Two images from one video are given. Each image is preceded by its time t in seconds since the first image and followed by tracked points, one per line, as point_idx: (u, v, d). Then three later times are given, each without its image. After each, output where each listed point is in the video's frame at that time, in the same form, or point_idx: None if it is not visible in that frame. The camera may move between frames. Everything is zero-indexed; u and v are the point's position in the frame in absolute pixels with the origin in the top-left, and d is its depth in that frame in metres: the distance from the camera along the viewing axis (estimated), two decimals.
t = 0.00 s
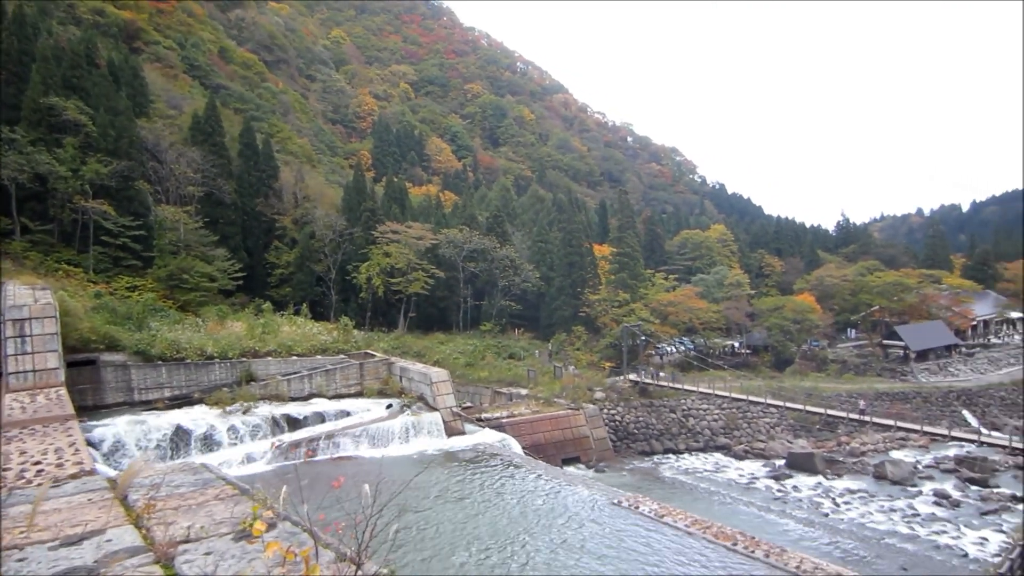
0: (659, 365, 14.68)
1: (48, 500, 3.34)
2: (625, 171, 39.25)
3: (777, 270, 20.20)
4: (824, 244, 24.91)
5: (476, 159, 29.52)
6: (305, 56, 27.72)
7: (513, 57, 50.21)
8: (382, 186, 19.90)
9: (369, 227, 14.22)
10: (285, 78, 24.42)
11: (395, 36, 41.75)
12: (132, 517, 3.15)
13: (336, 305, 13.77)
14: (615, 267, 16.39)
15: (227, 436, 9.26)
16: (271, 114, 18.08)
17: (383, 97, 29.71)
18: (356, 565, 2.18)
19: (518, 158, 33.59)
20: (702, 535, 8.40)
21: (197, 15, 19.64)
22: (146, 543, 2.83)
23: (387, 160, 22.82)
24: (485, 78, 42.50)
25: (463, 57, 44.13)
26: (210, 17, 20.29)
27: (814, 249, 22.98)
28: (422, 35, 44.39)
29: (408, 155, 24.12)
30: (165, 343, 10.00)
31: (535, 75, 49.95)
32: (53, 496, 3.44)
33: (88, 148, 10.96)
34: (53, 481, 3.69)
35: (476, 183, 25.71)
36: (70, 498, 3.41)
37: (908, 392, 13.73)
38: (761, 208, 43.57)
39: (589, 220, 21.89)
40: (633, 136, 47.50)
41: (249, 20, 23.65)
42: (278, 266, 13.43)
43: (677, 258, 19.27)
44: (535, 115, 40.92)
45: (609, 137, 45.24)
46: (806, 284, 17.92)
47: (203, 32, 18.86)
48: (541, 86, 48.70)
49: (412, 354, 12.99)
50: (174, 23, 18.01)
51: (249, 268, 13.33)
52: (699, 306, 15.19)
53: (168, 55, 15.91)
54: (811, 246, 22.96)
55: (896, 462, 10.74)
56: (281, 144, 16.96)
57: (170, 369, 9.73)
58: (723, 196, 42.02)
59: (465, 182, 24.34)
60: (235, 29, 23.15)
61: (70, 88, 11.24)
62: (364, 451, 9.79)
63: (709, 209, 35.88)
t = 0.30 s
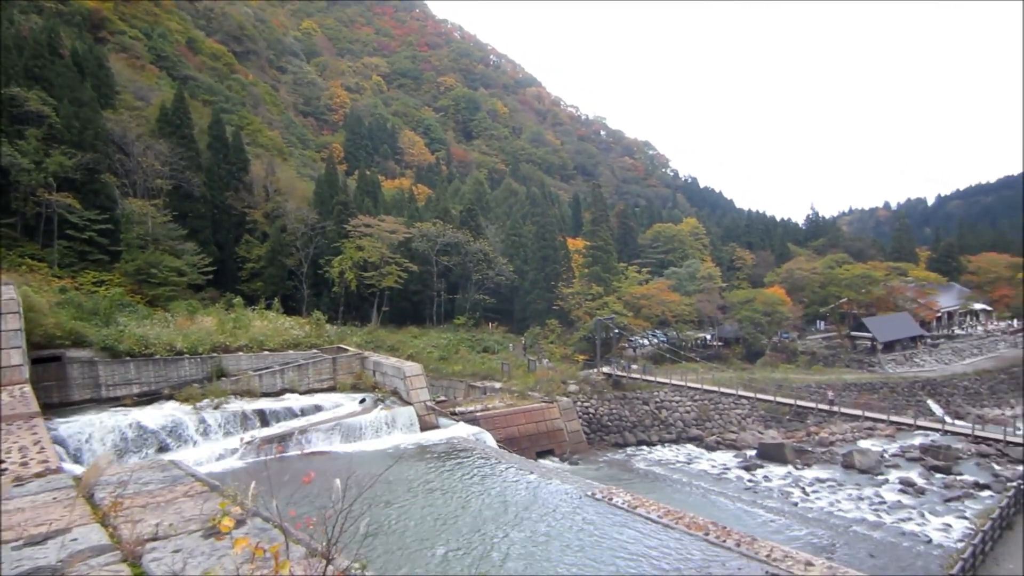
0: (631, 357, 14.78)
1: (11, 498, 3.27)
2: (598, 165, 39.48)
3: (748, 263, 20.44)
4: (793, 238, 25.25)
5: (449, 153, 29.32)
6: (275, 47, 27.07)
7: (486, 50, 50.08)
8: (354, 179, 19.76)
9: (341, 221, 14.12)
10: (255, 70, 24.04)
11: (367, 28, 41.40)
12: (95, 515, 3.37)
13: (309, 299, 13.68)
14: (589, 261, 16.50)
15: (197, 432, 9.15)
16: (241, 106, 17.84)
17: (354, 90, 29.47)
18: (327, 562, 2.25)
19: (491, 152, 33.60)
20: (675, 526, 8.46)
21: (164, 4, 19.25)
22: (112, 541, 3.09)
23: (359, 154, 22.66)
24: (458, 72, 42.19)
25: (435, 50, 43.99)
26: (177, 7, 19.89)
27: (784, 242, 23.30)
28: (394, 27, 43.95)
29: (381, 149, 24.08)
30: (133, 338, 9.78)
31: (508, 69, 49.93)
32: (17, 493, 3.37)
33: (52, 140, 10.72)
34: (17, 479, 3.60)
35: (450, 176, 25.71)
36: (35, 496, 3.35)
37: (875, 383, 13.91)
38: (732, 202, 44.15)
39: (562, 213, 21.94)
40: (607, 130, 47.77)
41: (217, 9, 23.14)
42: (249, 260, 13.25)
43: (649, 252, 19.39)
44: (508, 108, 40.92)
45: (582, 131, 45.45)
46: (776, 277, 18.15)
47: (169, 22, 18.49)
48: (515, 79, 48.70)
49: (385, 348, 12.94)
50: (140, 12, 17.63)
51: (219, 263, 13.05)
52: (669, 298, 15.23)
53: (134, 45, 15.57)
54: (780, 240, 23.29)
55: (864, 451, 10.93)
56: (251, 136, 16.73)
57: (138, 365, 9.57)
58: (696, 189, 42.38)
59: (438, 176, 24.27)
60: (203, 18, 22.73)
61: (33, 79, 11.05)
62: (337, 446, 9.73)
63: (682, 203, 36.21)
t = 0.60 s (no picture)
0: (609, 351, 14.84)
1: None
2: (576, 158, 39.60)
3: (725, 256, 20.57)
4: (769, 231, 25.47)
5: (426, 147, 29.21)
6: (250, 40, 26.78)
7: (463, 44, 49.90)
8: (331, 173, 19.65)
9: (318, 216, 14.02)
10: (229, 63, 23.70)
11: (343, 21, 41.10)
12: (70, 517, 4.07)
13: (285, 295, 13.61)
14: (567, 255, 16.56)
15: (173, 429, 9.05)
16: (215, 100, 17.62)
17: (330, 83, 29.28)
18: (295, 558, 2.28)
19: (468, 146, 33.62)
20: (652, 518, 8.50)
21: None
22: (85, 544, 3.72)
23: (335, 148, 22.51)
24: (434, 66, 42.11)
25: (412, 44, 43.86)
26: None
27: (759, 236, 23.50)
28: (370, 21, 43.71)
29: (358, 143, 23.94)
30: (107, 336, 9.62)
31: (486, 63, 49.84)
32: None
33: (20, 134, 10.50)
34: None
35: (428, 171, 25.68)
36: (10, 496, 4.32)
37: (850, 373, 13.93)
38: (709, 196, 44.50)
39: (539, 208, 21.94)
40: (584, 123, 47.84)
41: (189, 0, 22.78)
42: (225, 255, 13.15)
43: (627, 246, 19.47)
44: (486, 102, 40.90)
45: (560, 125, 45.51)
46: (753, 270, 18.29)
47: (141, 14, 18.20)
48: (492, 73, 48.65)
49: (363, 343, 12.90)
50: (110, 3, 17.34)
51: (194, 258, 12.94)
52: (645, 291, 15.27)
53: (104, 37, 15.30)
54: (757, 233, 23.49)
55: (838, 442, 11.06)
56: (226, 131, 16.56)
57: (112, 363, 9.43)
58: (674, 183, 42.56)
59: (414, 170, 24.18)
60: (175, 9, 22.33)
61: None
62: (315, 442, 9.69)
63: (660, 196, 36.38)
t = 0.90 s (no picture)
0: (589, 345, 14.89)
1: None
2: (555, 153, 39.71)
3: (704, 251, 20.70)
4: (748, 226, 25.67)
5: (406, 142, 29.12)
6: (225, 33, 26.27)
7: (443, 38, 49.69)
8: (309, 168, 19.53)
9: (297, 211, 13.95)
10: (205, 56, 23.37)
11: (320, 14, 40.76)
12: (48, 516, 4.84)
13: (264, 291, 13.52)
14: (547, 249, 16.59)
15: (149, 427, 8.96)
16: (191, 93, 17.43)
17: (308, 77, 29.06)
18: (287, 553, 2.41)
19: (448, 140, 33.60)
20: (632, 510, 8.53)
21: None
22: (63, 539, 4.49)
23: (314, 142, 22.34)
24: (412, 61, 41.97)
25: (390, 38, 43.68)
26: None
27: (737, 230, 23.69)
28: (348, 14, 43.39)
29: (336, 137, 23.81)
30: (82, 332, 9.45)
31: (465, 57, 49.68)
32: None
33: None
34: None
35: (406, 166, 25.64)
36: None
37: (826, 366, 14.08)
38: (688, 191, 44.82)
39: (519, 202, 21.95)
40: (563, 118, 47.88)
41: None
42: (203, 251, 13.03)
43: (607, 240, 19.53)
44: (465, 97, 40.83)
45: (540, 120, 45.54)
46: (731, 264, 18.48)
47: (114, 6, 17.92)
48: (471, 67, 48.54)
49: (343, 339, 12.85)
50: None
51: (171, 254, 12.83)
52: (624, 284, 15.31)
53: (77, 29, 15.05)
54: (735, 228, 23.68)
55: (816, 434, 11.18)
56: (202, 125, 16.40)
57: (88, 359, 9.30)
58: (652, 177, 42.69)
59: (393, 166, 24.13)
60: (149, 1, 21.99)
61: None
62: (295, 438, 9.64)
63: (639, 191, 36.55)
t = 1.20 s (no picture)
0: (571, 341, 14.90)
1: None
2: (537, 149, 39.73)
3: (684, 247, 20.81)
4: (728, 223, 25.84)
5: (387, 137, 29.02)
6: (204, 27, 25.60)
7: (424, 33, 49.48)
8: (289, 162, 19.41)
9: (277, 206, 13.91)
10: (183, 49, 23.00)
11: (300, 8, 40.37)
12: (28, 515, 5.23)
13: (244, 286, 13.47)
14: (528, 245, 16.62)
15: (127, 423, 8.85)
16: (170, 87, 17.24)
17: (288, 71, 28.80)
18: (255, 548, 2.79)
19: (429, 135, 33.58)
20: (613, 505, 8.56)
21: None
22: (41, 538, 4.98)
23: (294, 137, 22.17)
24: (394, 56, 41.82)
25: (370, 32, 43.48)
26: None
27: (718, 227, 23.84)
28: (328, 8, 43.01)
29: (317, 132, 23.67)
30: (58, 327, 9.02)
31: (446, 52, 49.51)
32: None
33: None
34: None
35: (387, 161, 25.56)
36: None
37: (806, 361, 14.19)
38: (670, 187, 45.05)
39: (501, 198, 21.94)
40: (545, 114, 47.89)
41: None
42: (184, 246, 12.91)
43: (588, 236, 19.56)
44: (446, 92, 40.74)
45: (522, 115, 45.54)
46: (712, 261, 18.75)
47: None
48: (453, 62, 48.42)
49: (324, 335, 12.80)
50: None
51: (149, 249, 12.72)
52: (604, 280, 15.37)
53: (52, 21, 14.78)
54: (716, 224, 23.82)
55: (795, 429, 11.27)
56: (181, 118, 16.21)
57: (64, 355, 9.06)
58: (634, 173, 42.74)
59: (373, 161, 24.06)
60: None
61: None
62: (276, 434, 9.59)
63: (621, 186, 36.66)
